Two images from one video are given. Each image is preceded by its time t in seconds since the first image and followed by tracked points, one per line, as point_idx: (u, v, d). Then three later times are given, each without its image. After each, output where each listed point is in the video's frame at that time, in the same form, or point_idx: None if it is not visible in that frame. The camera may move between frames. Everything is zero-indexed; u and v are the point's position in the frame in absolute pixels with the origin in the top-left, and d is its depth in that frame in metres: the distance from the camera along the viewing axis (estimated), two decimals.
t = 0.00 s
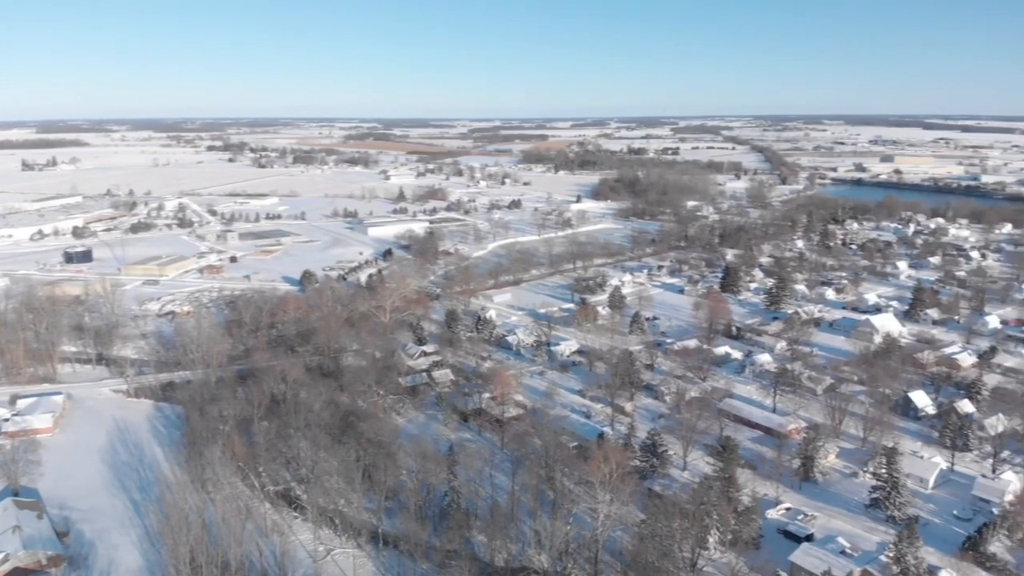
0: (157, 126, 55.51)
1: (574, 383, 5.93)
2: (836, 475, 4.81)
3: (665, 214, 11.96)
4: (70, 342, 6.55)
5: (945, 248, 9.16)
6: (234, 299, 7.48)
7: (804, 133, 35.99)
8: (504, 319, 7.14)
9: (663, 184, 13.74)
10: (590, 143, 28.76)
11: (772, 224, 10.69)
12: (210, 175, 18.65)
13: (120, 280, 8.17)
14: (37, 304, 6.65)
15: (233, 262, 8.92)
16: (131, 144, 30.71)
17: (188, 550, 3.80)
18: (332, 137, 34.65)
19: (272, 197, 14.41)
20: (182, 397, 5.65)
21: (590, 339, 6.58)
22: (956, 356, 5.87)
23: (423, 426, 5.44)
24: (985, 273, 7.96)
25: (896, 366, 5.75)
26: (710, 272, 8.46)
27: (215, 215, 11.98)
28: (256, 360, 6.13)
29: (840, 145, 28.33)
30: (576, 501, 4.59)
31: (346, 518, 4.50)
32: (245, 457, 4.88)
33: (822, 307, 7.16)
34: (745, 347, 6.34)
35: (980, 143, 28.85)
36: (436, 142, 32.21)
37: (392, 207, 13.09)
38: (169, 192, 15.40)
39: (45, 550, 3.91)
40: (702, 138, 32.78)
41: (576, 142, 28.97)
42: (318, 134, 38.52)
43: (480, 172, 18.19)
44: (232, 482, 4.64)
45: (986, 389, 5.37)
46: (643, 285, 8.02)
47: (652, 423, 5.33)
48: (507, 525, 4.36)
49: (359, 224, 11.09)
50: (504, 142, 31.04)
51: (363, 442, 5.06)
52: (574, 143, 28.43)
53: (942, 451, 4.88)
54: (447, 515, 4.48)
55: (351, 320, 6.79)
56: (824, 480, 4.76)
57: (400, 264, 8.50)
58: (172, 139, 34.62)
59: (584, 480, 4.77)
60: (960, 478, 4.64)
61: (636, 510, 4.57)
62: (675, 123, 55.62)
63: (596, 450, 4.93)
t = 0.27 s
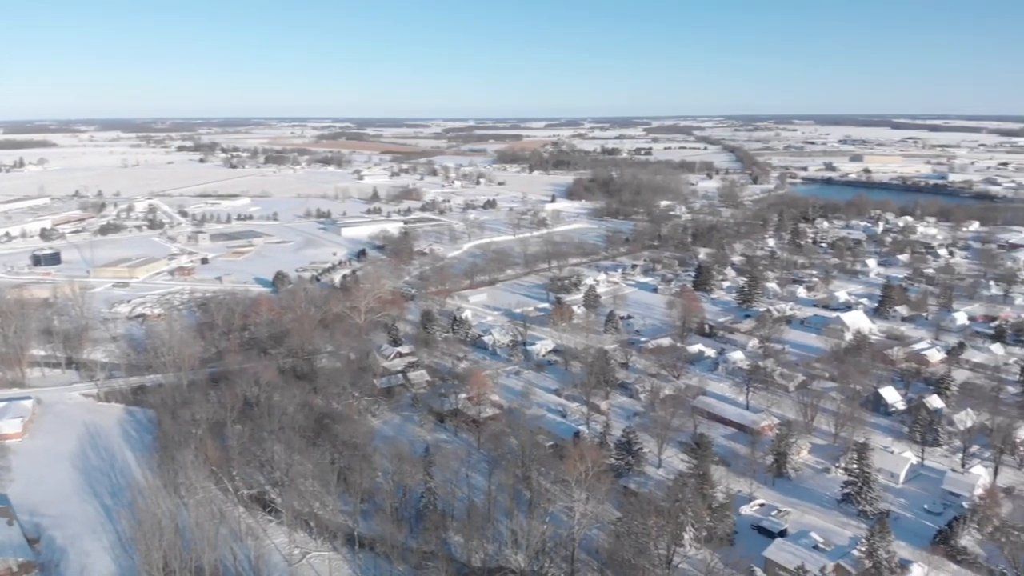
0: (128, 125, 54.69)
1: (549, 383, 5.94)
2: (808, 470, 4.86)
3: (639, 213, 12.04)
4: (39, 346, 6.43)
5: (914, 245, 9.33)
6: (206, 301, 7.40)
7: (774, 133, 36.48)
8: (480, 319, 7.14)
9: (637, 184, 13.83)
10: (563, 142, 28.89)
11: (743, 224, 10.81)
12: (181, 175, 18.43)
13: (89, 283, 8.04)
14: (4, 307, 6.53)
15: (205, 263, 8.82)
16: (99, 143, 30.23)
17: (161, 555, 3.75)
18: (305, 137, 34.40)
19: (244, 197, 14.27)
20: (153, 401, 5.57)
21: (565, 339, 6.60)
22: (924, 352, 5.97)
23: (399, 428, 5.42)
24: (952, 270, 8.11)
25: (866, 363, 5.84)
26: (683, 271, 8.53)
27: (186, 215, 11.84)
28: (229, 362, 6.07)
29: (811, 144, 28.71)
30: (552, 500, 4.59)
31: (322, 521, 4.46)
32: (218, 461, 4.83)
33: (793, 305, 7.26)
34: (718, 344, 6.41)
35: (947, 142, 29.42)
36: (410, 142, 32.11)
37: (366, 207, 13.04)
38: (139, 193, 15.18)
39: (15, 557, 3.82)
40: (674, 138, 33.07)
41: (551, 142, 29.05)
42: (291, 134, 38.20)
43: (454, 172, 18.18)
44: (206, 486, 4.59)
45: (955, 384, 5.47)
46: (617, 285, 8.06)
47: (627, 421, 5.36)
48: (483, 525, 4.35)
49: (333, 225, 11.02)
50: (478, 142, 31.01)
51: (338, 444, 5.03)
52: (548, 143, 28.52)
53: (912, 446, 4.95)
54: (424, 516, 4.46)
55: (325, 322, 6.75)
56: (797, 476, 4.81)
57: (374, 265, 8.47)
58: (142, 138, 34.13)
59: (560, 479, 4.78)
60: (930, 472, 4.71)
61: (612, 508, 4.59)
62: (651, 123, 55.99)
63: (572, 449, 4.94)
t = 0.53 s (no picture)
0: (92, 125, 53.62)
1: (522, 382, 5.95)
2: (777, 466, 4.93)
3: (609, 213, 12.12)
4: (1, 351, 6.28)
5: (878, 243, 9.50)
6: (173, 303, 7.29)
7: (742, 133, 36.94)
8: (452, 319, 7.13)
9: (607, 184, 13.92)
10: (534, 142, 28.96)
11: (711, 223, 10.94)
12: (147, 176, 18.12)
13: (53, 286, 7.88)
14: None
15: (172, 265, 8.69)
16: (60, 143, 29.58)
17: (130, 561, 3.68)
18: (273, 137, 34.03)
19: (212, 198, 14.07)
20: (120, 405, 5.47)
21: (538, 338, 6.61)
22: (890, 348, 6.08)
23: (371, 430, 5.39)
24: (916, 267, 8.28)
25: (833, 359, 5.94)
26: (653, 269, 8.60)
27: (152, 217, 11.65)
28: (197, 366, 5.99)
29: (778, 143, 29.11)
30: (525, 500, 4.60)
31: (293, 524, 4.42)
32: (187, 465, 4.76)
33: (761, 303, 7.36)
34: (687, 342, 6.47)
35: (905, 142, 30.04)
36: (380, 141, 31.92)
37: (336, 207, 12.94)
38: (103, 194, 14.89)
39: None
40: (644, 138, 33.36)
41: (521, 142, 29.10)
42: (259, 133, 37.75)
43: (425, 172, 18.13)
44: (175, 490, 4.52)
45: (919, 379, 5.58)
46: (589, 284, 8.10)
47: (599, 420, 5.39)
48: (457, 526, 4.34)
49: (302, 225, 10.92)
50: (449, 142, 30.93)
51: (309, 447, 4.99)
52: (519, 143, 28.57)
53: (878, 441, 5.04)
54: (397, 518, 4.44)
55: (295, 323, 6.69)
56: (766, 471, 4.88)
57: (345, 266, 8.42)
58: (107, 138, 33.51)
59: (533, 479, 4.79)
60: (896, 467, 4.80)
61: (585, 507, 4.61)
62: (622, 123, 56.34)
63: (545, 448, 4.95)
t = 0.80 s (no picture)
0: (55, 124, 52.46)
1: (494, 382, 5.95)
2: (747, 462, 4.98)
3: (580, 212, 12.17)
4: None
5: (844, 241, 9.66)
6: (140, 306, 7.17)
7: (710, 133, 37.36)
8: (424, 320, 7.11)
9: (578, 184, 13.99)
10: (504, 142, 28.99)
11: (681, 222, 11.04)
12: (112, 177, 17.80)
13: (15, 290, 7.69)
14: None
15: (137, 267, 8.54)
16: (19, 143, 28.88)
17: (98, 568, 3.60)
18: (241, 137, 33.62)
19: (178, 199, 13.86)
20: (85, 411, 5.36)
21: (510, 338, 6.62)
22: (856, 344, 6.18)
23: (342, 433, 5.35)
24: (881, 264, 8.43)
25: (800, 356, 6.02)
26: (624, 269, 8.65)
27: (117, 219, 11.44)
28: (165, 370, 5.89)
29: (746, 143, 29.48)
30: (498, 500, 4.59)
31: (264, 529, 4.37)
32: (155, 471, 4.67)
33: (729, 300, 7.44)
34: (658, 340, 6.52)
35: (870, 141, 30.56)
36: (349, 141, 31.70)
37: (305, 207, 12.83)
38: (66, 196, 14.57)
39: None
40: (614, 139, 33.59)
41: (492, 142, 29.12)
42: (226, 133, 37.23)
43: (395, 172, 18.05)
44: (143, 496, 4.43)
45: (885, 374, 5.68)
46: (561, 283, 8.13)
47: (572, 419, 5.40)
48: (430, 527, 4.33)
49: (271, 226, 10.81)
50: (419, 142, 30.81)
51: (279, 451, 4.93)
52: (490, 143, 28.57)
53: (846, 436, 5.12)
54: (369, 520, 4.41)
55: (263, 326, 6.62)
56: (736, 468, 4.93)
57: (314, 267, 8.35)
58: (69, 138, 32.81)
59: (506, 478, 4.79)
60: (863, 461, 4.88)
61: (559, 506, 4.62)
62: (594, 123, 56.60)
63: (518, 448, 4.95)
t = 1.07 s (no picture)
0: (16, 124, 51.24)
1: (467, 383, 5.94)
2: (718, 459, 5.02)
3: (551, 212, 12.21)
4: None
5: (811, 240, 9.80)
6: (106, 309, 7.04)
7: (680, 133, 37.73)
8: (396, 321, 7.07)
9: (548, 184, 14.03)
10: (475, 143, 28.98)
11: (651, 221, 11.13)
12: (75, 178, 17.46)
13: None
14: None
15: (102, 270, 8.38)
16: None
17: None
18: (208, 138, 33.18)
19: (143, 200, 13.64)
20: (50, 416, 5.24)
21: (482, 338, 6.61)
22: (824, 341, 6.27)
23: (313, 436, 5.30)
24: (848, 262, 8.57)
25: (769, 353, 6.10)
26: (595, 268, 8.69)
27: (81, 221, 11.22)
28: (132, 374, 5.78)
29: (714, 143, 29.78)
30: (471, 500, 4.58)
31: (235, 534, 4.30)
32: (123, 477, 4.59)
33: (699, 299, 7.51)
34: (629, 339, 6.55)
35: (834, 141, 31.02)
36: (318, 141, 31.42)
37: (274, 208, 12.70)
38: (27, 198, 14.25)
39: None
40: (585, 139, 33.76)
41: (462, 142, 29.08)
42: (193, 133, 36.68)
43: (366, 172, 17.95)
44: (110, 503, 4.35)
45: (852, 370, 5.77)
46: (533, 283, 8.14)
47: (545, 418, 5.41)
48: (403, 530, 4.30)
49: (239, 227, 10.68)
50: (389, 142, 30.61)
51: (249, 455, 4.87)
52: (460, 143, 28.51)
53: (814, 431, 5.18)
54: (341, 523, 4.36)
55: (232, 329, 6.54)
56: (707, 464, 4.97)
57: (283, 268, 8.27)
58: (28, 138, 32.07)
59: (479, 479, 4.77)
60: (831, 456, 4.95)
61: (532, 505, 4.62)
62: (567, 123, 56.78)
63: (491, 449, 4.95)
